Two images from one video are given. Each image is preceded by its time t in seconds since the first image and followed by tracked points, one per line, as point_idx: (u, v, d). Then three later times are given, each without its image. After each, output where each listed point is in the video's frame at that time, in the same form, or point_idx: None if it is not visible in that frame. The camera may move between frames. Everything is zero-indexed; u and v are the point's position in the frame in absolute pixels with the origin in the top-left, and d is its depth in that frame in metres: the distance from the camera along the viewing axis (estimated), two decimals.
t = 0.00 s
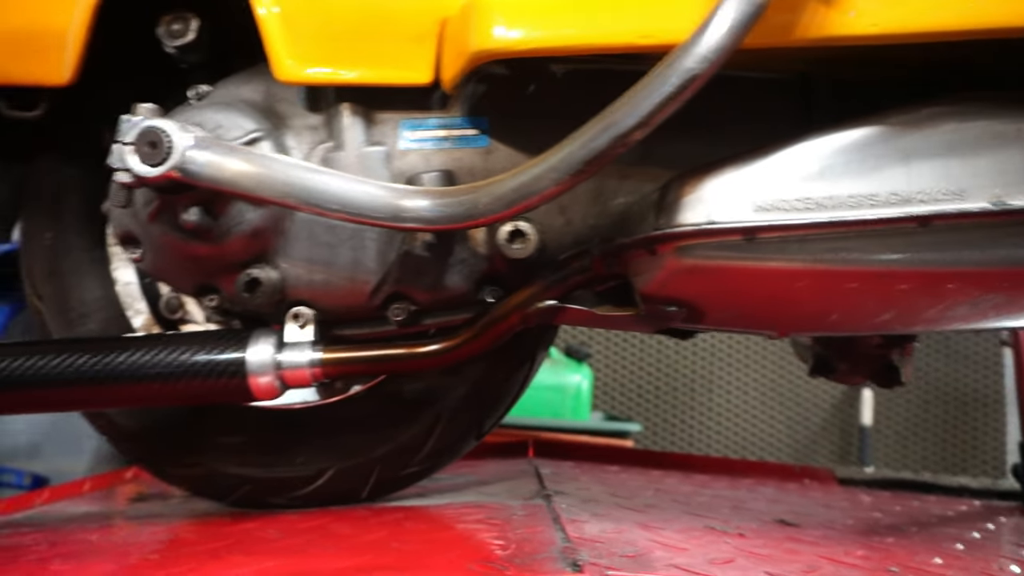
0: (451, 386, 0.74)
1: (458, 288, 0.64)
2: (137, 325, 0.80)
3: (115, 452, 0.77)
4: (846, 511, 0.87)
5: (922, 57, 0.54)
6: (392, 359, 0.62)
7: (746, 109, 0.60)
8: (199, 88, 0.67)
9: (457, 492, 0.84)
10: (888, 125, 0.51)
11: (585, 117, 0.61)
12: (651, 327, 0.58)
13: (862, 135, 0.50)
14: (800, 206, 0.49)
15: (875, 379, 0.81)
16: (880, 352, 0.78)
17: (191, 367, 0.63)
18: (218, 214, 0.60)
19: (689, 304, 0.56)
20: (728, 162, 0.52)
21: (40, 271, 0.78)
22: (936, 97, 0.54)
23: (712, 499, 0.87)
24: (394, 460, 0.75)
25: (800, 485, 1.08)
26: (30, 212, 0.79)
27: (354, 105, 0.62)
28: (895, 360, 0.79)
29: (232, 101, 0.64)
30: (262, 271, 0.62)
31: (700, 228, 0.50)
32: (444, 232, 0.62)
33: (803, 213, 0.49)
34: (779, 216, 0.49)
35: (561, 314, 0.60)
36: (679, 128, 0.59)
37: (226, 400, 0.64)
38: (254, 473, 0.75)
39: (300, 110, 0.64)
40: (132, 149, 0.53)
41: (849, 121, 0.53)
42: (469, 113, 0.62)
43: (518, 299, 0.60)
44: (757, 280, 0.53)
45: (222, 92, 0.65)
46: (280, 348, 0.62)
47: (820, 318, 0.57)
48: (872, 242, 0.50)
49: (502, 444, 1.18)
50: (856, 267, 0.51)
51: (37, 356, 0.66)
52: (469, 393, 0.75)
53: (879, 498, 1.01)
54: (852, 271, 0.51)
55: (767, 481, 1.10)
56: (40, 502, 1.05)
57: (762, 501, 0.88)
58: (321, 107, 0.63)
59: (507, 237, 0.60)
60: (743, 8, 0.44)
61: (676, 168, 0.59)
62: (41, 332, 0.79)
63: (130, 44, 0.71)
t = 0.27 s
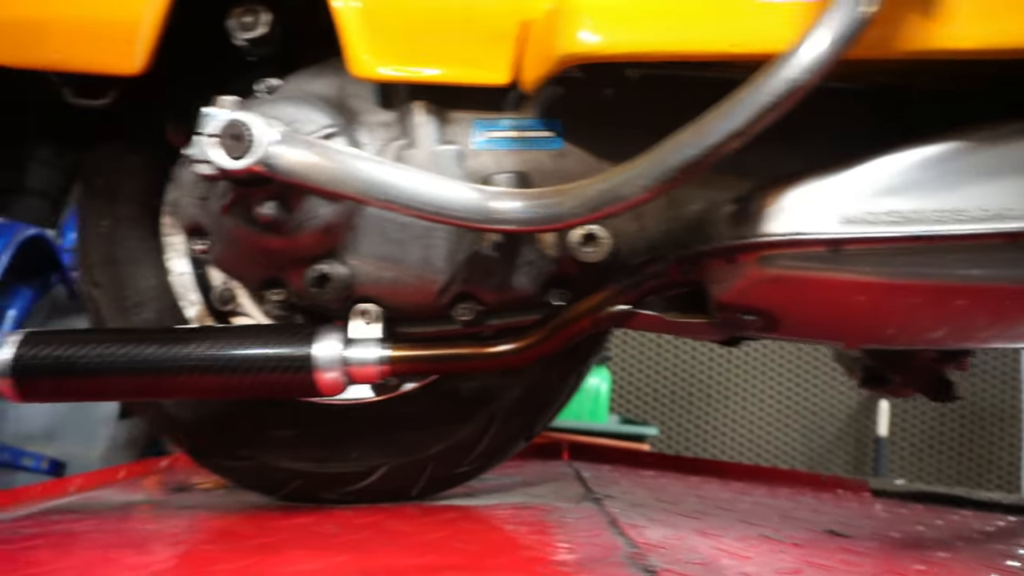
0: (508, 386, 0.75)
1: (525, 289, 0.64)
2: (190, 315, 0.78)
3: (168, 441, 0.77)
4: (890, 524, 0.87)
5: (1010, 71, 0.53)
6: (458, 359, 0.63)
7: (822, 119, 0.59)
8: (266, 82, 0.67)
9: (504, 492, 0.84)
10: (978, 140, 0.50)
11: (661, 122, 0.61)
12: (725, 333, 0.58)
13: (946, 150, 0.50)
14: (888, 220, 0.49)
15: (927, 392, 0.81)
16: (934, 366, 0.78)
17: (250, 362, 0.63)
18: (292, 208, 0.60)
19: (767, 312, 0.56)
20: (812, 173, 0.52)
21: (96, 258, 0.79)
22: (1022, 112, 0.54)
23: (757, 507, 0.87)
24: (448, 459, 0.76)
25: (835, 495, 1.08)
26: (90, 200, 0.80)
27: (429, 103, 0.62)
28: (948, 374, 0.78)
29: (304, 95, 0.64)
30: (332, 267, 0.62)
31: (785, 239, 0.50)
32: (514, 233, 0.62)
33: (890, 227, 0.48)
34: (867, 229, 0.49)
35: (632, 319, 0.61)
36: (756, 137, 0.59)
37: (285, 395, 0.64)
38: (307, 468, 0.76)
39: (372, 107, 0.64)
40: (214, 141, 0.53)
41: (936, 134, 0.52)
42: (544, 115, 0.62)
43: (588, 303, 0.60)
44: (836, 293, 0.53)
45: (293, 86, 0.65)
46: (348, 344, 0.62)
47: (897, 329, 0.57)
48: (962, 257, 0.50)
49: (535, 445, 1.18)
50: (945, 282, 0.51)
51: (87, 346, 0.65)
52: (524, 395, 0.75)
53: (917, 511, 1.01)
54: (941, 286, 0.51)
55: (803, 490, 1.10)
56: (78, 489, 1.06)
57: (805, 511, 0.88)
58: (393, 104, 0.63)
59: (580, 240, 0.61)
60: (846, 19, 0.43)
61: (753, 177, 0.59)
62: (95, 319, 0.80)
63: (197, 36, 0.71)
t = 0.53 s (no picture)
0: (559, 384, 0.74)
1: (583, 286, 0.63)
2: (237, 317, 0.78)
3: (219, 443, 0.77)
4: (944, 520, 0.86)
5: None
6: (516, 356, 0.63)
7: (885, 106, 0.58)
8: (321, 82, 0.67)
9: (552, 491, 0.84)
10: None
11: (722, 115, 0.60)
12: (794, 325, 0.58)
13: None
14: (967, 210, 0.47)
15: (982, 384, 0.79)
16: (991, 359, 0.77)
17: (311, 361, 0.63)
18: (350, 207, 0.60)
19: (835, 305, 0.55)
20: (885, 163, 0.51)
21: (146, 261, 0.79)
22: None
23: (807, 504, 0.86)
24: (500, 458, 0.75)
25: (881, 492, 1.07)
26: (138, 203, 0.80)
27: (485, 99, 0.62)
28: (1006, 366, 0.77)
29: (359, 94, 0.64)
30: (389, 265, 0.62)
31: (859, 231, 0.49)
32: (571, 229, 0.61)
33: (969, 217, 0.47)
34: (945, 220, 0.47)
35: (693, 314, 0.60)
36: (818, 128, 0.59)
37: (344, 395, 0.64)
38: (358, 468, 0.75)
39: (428, 104, 0.63)
40: (279, 140, 0.53)
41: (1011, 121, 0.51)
42: (602, 110, 0.61)
43: (649, 300, 0.60)
44: (910, 284, 0.52)
45: (348, 85, 0.65)
46: (405, 343, 0.62)
47: (968, 321, 0.56)
48: None
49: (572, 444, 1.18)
50: None
51: (144, 347, 0.65)
52: (575, 392, 0.75)
53: (968, 507, 0.99)
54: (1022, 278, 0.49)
55: (847, 486, 1.08)
56: (121, 492, 1.06)
57: (857, 508, 0.87)
58: (449, 102, 0.63)
59: (639, 236, 0.60)
60: (931, 8, 0.43)
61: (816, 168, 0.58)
62: (145, 324, 0.79)
63: (248, 37, 0.72)
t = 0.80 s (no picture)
0: (583, 362, 0.74)
1: (610, 263, 0.62)
2: (254, 302, 0.78)
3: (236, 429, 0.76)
4: (967, 497, 0.86)
5: None
6: (543, 334, 0.62)
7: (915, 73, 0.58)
8: (340, 58, 0.66)
9: (574, 473, 0.84)
10: None
11: (752, 86, 0.59)
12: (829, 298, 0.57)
13: None
14: (1011, 175, 0.46)
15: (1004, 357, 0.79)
16: (1014, 333, 0.77)
17: (334, 343, 0.62)
18: (375, 184, 0.59)
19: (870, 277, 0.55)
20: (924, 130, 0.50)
21: (159, 245, 0.77)
22: None
23: (829, 482, 0.86)
24: (524, 439, 0.74)
25: (897, 470, 1.07)
26: (150, 188, 0.78)
27: (510, 73, 0.61)
28: None
29: (380, 69, 0.63)
30: (413, 243, 0.61)
31: (901, 199, 0.48)
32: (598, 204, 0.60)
33: (1015, 181, 0.46)
34: (990, 186, 0.46)
35: (725, 289, 0.59)
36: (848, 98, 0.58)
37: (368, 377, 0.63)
38: (379, 451, 0.74)
39: (451, 79, 0.62)
40: (304, 114, 0.52)
41: None
42: (629, 83, 0.61)
43: (680, 275, 0.58)
44: (951, 253, 0.51)
45: (368, 61, 0.64)
46: (431, 323, 0.61)
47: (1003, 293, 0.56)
48: None
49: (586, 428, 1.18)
50: None
51: (163, 332, 0.64)
52: (599, 370, 0.74)
53: (985, 484, 0.99)
54: None
55: (863, 466, 1.08)
56: (131, 482, 1.05)
57: (878, 486, 0.87)
58: (472, 76, 0.62)
59: (669, 210, 0.59)
60: None
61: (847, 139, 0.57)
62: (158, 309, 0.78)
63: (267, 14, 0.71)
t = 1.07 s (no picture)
0: (598, 370, 0.72)
1: (634, 268, 0.60)
2: (254, 305, 0.74)
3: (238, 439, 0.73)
4: (977, 501, 0.85)
5: None
6: (565, 342, 0.60)
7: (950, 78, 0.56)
8: (351, 54, 0.63)
9: (585, 480, 0.82)
10: None
11: (783, 87, 0.57)
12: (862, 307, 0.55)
13: None
14: None
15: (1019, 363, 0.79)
16: None
17: (348, 351, 0.59)
18: (393, 186, 0.56)
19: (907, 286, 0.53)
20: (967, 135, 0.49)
21: (156, 247, 0.74)
22: None
23: (841, 488, 0.85)
24: (538, 447, 0.72)
25: (900, 473, 1.07)
26: (147, 185, 0.75)
27: (532, 70, 0.58)
28: None
29: (396, 64, 0.60)
30: (431, 247, 0.58)
31: (949, 206, 0.46)
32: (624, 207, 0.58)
33: None
34: None
35: (758, 296, 0.57)
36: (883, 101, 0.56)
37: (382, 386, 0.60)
38: (389, 460, 0.71)
39: (470, 76, 0.60)
40: (323, 111, 0.50)
41: None
42: (656, 82, 0.58)
43: (708, 282, 0.58)
44: (994, 262, 0.50)
45: (381, 55, 0.61)
46: (450, 330, 0.59)
47: None
48: None
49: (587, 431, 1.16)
50: None
51: (163, 339, 0.60)
52: (616, 377, 0.72)
53: (989, 487, 1.00)
54: None
55: (866, 468, 1.08)
56: (118, 489, 1.01)
57: (889, 491, 0.86)
58: (493, 73, 0.59)
59: (698, 214, 0.58)
60: None
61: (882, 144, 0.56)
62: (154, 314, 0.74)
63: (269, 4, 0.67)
